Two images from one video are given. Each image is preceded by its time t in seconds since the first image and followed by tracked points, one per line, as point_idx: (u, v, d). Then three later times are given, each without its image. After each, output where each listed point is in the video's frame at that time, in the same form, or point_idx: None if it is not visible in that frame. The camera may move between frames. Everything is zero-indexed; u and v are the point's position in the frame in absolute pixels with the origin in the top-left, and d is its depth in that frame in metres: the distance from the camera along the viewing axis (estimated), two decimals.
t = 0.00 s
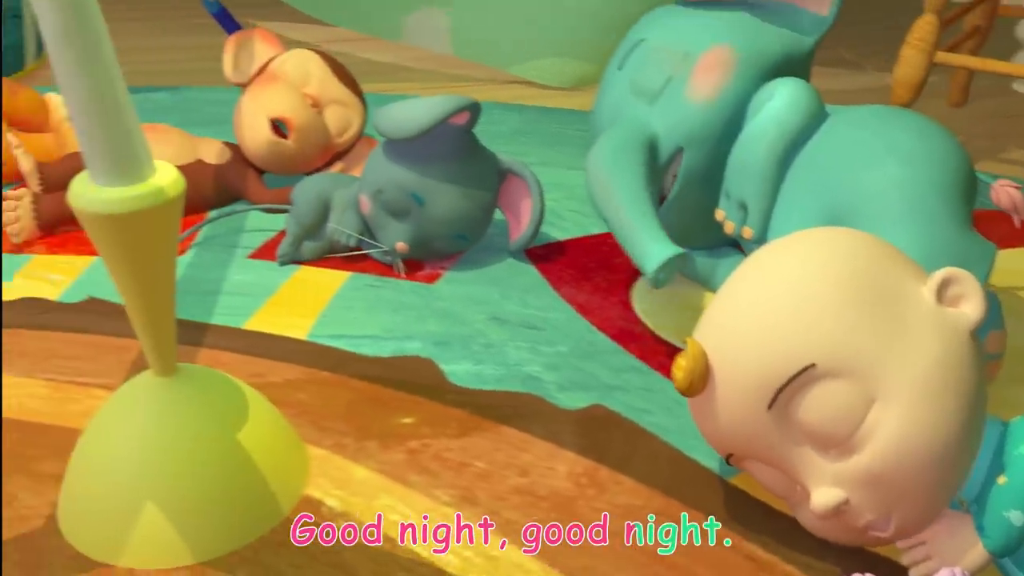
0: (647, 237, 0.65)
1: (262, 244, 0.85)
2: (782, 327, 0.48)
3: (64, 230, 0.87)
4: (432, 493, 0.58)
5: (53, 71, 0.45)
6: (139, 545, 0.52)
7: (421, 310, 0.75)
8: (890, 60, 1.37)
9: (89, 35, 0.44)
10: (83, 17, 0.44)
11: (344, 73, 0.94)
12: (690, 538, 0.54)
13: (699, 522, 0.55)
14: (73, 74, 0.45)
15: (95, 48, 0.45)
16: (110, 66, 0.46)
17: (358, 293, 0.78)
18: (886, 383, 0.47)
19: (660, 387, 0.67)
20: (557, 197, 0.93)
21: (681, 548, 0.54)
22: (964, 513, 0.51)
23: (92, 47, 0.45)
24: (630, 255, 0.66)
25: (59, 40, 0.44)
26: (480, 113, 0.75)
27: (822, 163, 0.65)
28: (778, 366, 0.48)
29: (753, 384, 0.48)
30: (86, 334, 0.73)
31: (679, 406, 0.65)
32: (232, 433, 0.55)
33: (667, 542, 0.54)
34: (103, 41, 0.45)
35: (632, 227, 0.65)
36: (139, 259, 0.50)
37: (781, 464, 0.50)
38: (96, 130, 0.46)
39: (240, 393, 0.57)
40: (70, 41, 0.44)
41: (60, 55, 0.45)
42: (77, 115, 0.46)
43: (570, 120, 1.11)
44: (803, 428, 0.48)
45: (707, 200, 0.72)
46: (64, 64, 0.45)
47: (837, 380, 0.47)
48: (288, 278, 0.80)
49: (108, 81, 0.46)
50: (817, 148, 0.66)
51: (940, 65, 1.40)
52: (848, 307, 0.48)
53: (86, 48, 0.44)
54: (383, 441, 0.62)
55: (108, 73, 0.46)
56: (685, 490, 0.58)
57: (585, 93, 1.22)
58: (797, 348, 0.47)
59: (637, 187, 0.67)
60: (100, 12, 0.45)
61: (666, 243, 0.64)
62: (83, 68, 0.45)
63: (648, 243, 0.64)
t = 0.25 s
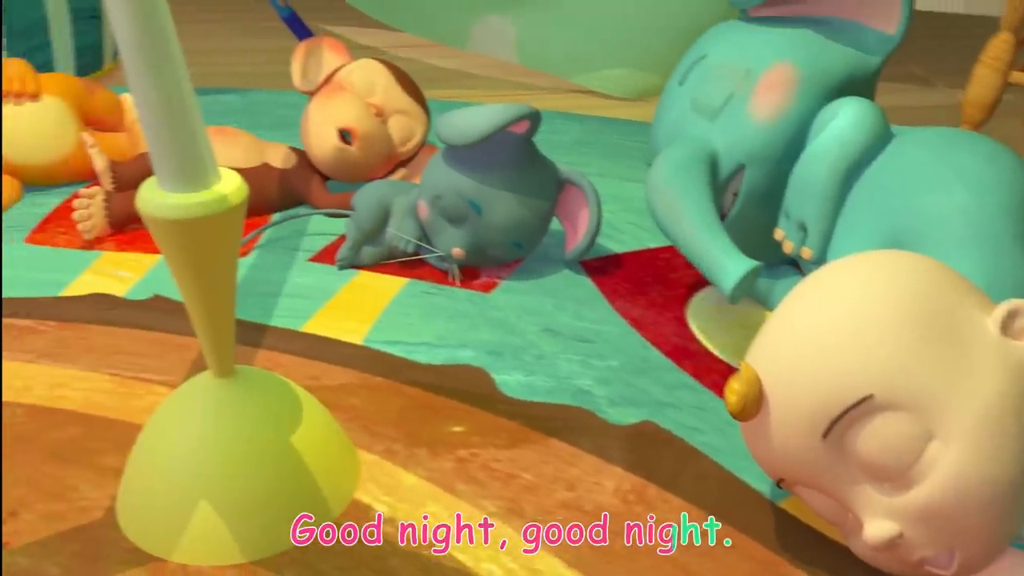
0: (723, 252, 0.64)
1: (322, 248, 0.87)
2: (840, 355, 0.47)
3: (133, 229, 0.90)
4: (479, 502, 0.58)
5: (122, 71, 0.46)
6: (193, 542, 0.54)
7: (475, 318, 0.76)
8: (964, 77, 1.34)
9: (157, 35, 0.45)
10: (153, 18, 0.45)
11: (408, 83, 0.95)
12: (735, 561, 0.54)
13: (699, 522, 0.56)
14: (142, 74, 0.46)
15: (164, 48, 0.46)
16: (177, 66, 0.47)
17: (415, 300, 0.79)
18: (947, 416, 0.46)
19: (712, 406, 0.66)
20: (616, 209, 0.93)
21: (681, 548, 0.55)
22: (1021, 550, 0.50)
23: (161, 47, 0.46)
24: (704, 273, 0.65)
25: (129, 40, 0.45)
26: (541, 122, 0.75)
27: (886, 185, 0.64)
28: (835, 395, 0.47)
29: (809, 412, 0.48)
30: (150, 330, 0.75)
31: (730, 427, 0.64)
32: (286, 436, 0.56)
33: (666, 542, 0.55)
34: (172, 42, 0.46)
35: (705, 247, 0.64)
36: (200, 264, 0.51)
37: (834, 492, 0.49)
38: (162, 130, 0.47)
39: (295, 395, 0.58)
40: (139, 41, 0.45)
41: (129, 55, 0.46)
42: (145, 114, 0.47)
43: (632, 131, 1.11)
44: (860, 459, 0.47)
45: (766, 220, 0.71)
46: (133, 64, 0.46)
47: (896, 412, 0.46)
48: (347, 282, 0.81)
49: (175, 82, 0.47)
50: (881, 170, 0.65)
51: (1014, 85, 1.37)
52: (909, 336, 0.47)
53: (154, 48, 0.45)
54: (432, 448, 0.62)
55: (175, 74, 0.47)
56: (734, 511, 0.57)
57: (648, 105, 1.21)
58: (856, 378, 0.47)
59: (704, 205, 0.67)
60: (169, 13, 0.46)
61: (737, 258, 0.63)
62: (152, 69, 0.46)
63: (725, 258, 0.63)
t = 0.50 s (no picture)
0: (784, 271, 0.63)
1: (382, 253, 0.88)
2: (895, 388, 0.46)
3: (199, 228, 0.92)
4: (525, 514, 0.58)
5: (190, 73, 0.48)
6: (243, 541, 0.55)
7: (530, 329, 0.76)
8: None
9: (224, 37, 0.47)
10: (220, 20, 0.46)
11: (477, 97, 0.97)
12: None
13: (699, 522, 0.57)
14: (209, 74, 0.47)
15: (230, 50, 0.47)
16: (243, 69, 0.48)
17: (470, 308, 0.79)
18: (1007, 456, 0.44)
19: (764, 427, 0.66)
20: (675, 223, 0.92)
21: (680, 548, 0.56)
22: None
23: (228, 48, 0.47)
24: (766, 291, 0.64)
25: (198, 41, 0.47)
26: (600, 133, 0.75)
27: (952, 208, 0.62)
28: (889, 430, 0.46)
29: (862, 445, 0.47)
30: (212, 329, 0.77)
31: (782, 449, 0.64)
32: (338, 440, 0.57)
33: (666, 542, 0.56)
34: (237, 44, 0.47)
35: (766, 265, 0.64)
36: (261, 271, 0.52)
37: (886, 525, 0.49)
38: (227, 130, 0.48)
39: (348, 400, 0.59)
40: (208, 42, 0.46)
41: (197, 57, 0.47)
42: (211, 115, 0.48)
43: (695, 143, 1.10)
44: (914, 495, 0.46)
45: (827, 241, 0.71)
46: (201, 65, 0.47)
47: (953, 450, 0.45)
48: (404, 288, 0.82)
49: (240, 83, 0.48)
50: (947, 194, 0.63)
51: None
52: (970, 370, 0.45)
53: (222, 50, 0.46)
54: (482, 458, 0.63)
55: (240, 75, 0.48)
56: (783, 535, 0.57)
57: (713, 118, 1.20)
58: (912, 413, 0.45)
59: (765, 222, 0.66)
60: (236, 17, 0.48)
61: (798, 276, 0.62)
62: (218, 70, 0.47)
63: (786, 280, 0.63)
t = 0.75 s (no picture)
0: (842, 295, 0.62)
1: (440, 259, 0.89)
2: (944, 428, 0.45)
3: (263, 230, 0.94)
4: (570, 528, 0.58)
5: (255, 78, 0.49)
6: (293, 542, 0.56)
7: (583, 341, 0.77)
8: None
9: (289, 46, 0.47)
10: (285, 29, 0.47)
11: (542, 106, 0.97)
12: None
13: (699, 522, 0.59)
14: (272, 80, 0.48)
15: (294, 58, 0.48)
16: (306, 76, 0.49)
17: (525, 317, 0.80)
18: None
19: (817, 450, 0.65)
20: (735, 238, 0.92)
21: (680, 547, 0.57)
22: None
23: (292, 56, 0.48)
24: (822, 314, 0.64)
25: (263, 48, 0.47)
26: (661, 148, 0.74)
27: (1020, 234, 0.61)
28: (939, 470, 0.45)
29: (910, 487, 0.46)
30: (271, 329, 0.78)
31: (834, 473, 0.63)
32: (388, 448, 0.58)
33: (666, 542, 0.57)
34: (301, 53, 0.48)
35: (825, 290, 0.63)
36: (318, 277, 0.53)
37: (929, 563, 0.48)
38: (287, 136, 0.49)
39: (399, 406, 0.60)
40: (273, 50, 0.47)
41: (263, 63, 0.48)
42: (273, 120, 0.49)
43: (759, 157, 1.09)
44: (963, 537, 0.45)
45: (889, 262, 0.69)
46: (267, 71, 0.48)
47: (1002, 495, 0.44)
48: (460, 295, 0.83)
49: (303, 91, 0.49)
50: (1014, 219, 0.62)
51: None
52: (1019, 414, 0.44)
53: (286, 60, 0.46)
54: (529, 469, 0.63)
55: (302, 83, 0.49)
56: (831, 561, 0.56)
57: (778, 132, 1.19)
58: (962, 457, 0.44)
59: (825, 245, 0.65)
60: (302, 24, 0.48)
61: (856, 304, 0.61)
62: (282, 77, 0.48)
63: (842, 305, 0.62)
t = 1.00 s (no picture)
0: (891, 333, 0.62)
1: (496, 267, 0.89)
2: (991, 468, 0.44)
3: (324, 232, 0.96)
4: (613, 543, 0.58)
5: (315, 83, 0.50)
6: (339, 543, 0.57)
7: (635, 354, 0.76)
8: None
9: (350, 48, 0.48)
10: (346, 30, 0.48)
11: (602, 112, 0.97)
12: None
13: (699, 522, 0.60)
14: (333, 83, 0.49)
15: (353, 61, 0.49)
16: (364, 79, 0.50)
17: (578, 328, 0.80)
18: None
19: (868, 475, 0.64)
20: (794, 255, 0.90)
21: (680, 547, 0.58)
22: None
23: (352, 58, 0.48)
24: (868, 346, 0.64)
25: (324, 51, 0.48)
26: (720, 165, 0.74)
27: None
28: (984, 511, 0.44)
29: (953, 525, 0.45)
30: (327, 331, 0.80)
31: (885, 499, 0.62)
32: (435, 455, 0.58)
33: (666, 542, 0.58)
34: (360, 56, 0.49)
35: (876, 327, 0.63)
36: (372, 284, 0.54)
37: None
38: (347, 139, 0.50)
39: (448, 414, 0.60)
40: (334, 53, 0.48)
41: (323, 67, 0.49)
42: (332, 124, 0.50)
43: (823, 173, 1.08)
44: None
45: (948, 286, 0.68)
46: (327, 75, 0.49)
47: None
48: (514, 303, 0.84)
49: (361, 94, 0.49)
50: None
51: None
52: None
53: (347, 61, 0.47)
54: (575, 481, 0.63)
55: (361, 85, 0.49)
56: None
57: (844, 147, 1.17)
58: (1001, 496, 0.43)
59: (878, 274, 0.64)
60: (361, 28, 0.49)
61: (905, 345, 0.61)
62: (342, 80, 0.49)
63: (891, 340, 0.61)
